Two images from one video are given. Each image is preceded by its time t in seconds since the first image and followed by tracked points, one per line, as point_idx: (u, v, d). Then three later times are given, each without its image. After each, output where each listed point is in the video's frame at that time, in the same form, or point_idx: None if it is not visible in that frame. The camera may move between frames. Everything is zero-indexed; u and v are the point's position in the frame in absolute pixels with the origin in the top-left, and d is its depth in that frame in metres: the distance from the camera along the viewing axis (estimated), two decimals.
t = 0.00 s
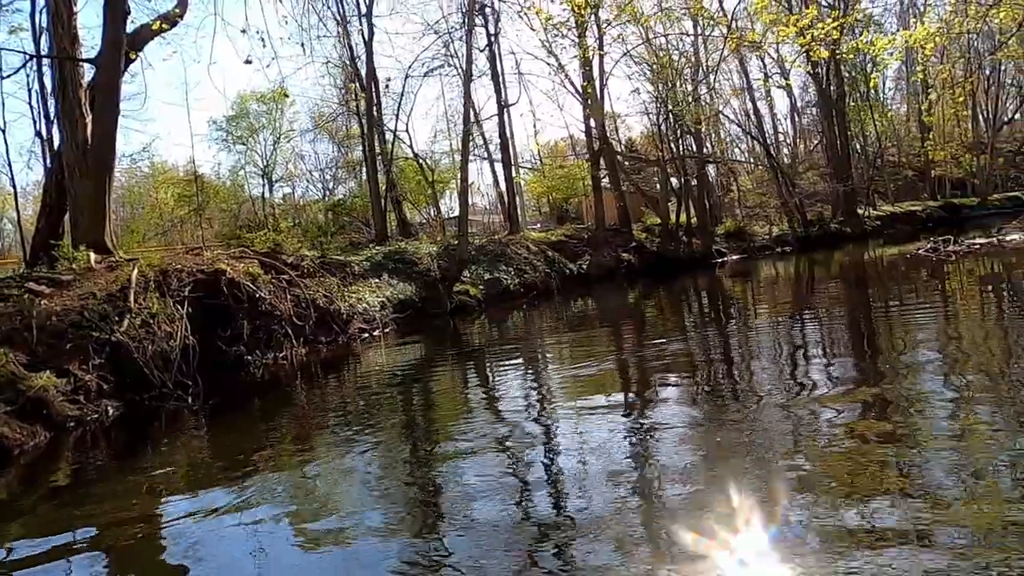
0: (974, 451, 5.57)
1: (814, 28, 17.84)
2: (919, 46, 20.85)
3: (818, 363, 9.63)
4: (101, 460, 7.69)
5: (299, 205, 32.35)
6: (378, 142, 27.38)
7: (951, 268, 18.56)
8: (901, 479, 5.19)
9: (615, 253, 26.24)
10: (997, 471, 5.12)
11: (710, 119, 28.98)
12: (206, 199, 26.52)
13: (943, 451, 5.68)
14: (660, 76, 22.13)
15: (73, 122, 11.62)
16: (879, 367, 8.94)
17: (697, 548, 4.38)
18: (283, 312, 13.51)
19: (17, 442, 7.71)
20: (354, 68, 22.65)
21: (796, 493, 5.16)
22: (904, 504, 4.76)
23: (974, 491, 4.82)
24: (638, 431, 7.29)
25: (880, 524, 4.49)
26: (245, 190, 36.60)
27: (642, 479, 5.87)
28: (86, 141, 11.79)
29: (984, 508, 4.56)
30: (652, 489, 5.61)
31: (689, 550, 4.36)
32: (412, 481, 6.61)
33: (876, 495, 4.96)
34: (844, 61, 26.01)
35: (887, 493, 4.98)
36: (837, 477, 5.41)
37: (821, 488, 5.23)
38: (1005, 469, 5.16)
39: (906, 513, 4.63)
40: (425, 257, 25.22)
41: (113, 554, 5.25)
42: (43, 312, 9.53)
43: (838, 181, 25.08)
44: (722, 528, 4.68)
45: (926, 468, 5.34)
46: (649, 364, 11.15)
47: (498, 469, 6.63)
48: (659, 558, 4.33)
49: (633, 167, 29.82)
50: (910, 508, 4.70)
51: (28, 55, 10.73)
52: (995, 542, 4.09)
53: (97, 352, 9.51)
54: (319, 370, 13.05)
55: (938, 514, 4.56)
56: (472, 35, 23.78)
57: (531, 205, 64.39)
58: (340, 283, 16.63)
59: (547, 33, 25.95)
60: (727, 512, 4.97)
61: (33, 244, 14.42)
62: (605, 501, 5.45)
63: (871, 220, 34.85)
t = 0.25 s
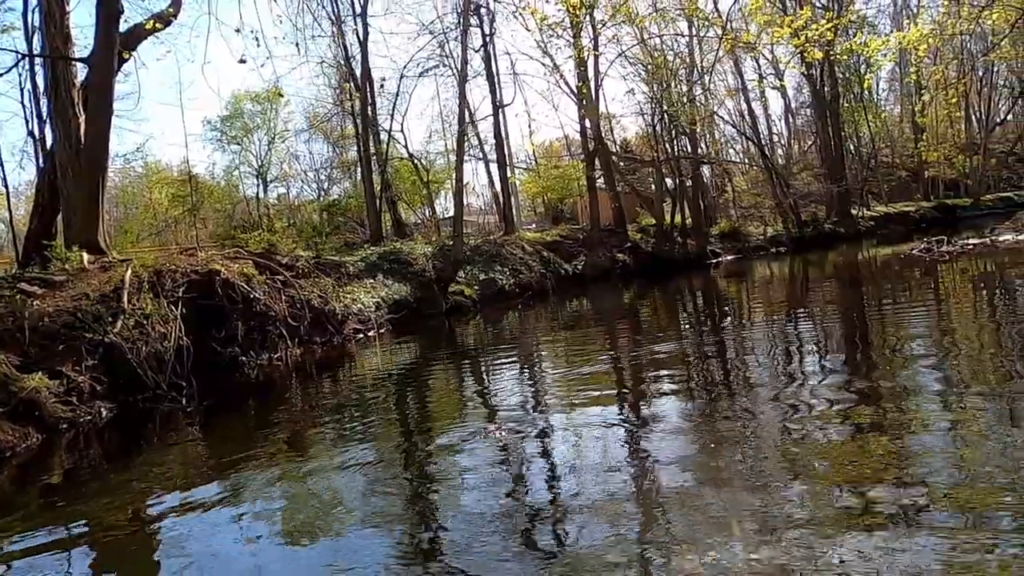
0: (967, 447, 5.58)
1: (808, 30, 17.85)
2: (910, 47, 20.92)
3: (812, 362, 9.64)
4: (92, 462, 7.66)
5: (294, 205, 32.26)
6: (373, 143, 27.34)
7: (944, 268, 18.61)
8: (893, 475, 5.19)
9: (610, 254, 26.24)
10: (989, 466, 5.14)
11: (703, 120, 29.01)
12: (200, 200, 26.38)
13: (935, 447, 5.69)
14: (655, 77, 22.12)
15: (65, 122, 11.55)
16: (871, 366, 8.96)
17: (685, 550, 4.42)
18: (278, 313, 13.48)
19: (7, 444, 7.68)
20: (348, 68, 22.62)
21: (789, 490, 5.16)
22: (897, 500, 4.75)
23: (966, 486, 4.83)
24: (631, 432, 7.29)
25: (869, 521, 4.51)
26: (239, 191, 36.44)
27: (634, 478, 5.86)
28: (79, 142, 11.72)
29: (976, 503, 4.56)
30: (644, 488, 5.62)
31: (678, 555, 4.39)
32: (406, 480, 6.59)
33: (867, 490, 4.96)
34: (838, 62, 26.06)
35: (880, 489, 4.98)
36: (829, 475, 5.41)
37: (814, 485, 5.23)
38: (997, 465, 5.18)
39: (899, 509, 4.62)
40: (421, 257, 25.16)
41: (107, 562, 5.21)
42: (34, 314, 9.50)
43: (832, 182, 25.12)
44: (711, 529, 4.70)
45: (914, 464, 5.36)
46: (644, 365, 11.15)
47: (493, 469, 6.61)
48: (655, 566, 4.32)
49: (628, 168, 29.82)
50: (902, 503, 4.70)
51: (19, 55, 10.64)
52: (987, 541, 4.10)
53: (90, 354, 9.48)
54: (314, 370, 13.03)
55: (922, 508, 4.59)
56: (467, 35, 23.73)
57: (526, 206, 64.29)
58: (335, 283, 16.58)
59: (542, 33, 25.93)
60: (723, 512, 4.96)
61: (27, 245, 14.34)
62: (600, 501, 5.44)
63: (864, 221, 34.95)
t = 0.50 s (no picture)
0: (958, 446, 5.59)
1: (800, 32, 17.87)
2: (901, 50, 20.97)
3: (805, 363, 9.64)
4: (83, 464, 7.60)
5: (286, 206, 32.09)
6: (365, 143, 27.22)
7: (935, 270, 18.68)
8: (886, 476, 5.19)
9: (602, 255, 26.23)
10: (980, 465, 5.14)
11: (696, 122, 29.04)
12: (191, 200, 26.23)
13: (927, 445, 5.70)
14: (648, 78, 22.12)
15: (55, 122, 11.43)
16: (864, 366, 8.97)
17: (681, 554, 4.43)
18: (270, 314, 13.40)
19: None
20: (341, 69, 22.50)
21: (783, 493, 5.15)
22: (889, 502, 4.76)
23: (958, 485, 4.83)
24: (623, 435, 7.27)
25: (862, 521, 4.52)
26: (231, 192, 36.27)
27: (629, 480, 5.85)
28: (70, 141, 11.60)
29: (968, 502, 4.56)
30: (639, 490, 5.61)
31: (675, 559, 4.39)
32: (398, 483, 6.55)
33: (860, 492, 4.96)
34: (829, 65, 26.12)
35: (871, 491, 4.98)
36: (822, 476, 5.40)
37: (807, 487, 5.24)
38: (988, 463, 5.18)
39: (892, 510, 4.62)
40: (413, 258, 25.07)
41: (99, 567, 5.16)
42: (24, 315, 9.40)
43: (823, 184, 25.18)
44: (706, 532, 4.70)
45: (907, 465, 5.37)
46: (637, 365, 11.13)
47: (486, 471, 6.59)
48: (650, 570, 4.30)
49: (621, 170, 29.81)
50: (895, 505, 4.70)
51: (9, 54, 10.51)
52: (978, 542, 4.10)
53: (80, 355, 9.39)
54: (307, 371, 12.97)
55: (916, 508, 4.60)
56: (460, 36, 23.64)
57: (519, 207, 64.25)
58: (328, 284, 16.50)
59: (534, 35, 25.88)
60: (717, 515, 4.96)
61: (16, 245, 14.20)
62: (594, 504, 5.42)
63: (855, 222, 35.06)
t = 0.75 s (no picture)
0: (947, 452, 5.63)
1: (793, 34, 17.90)
2: (893, 53, 21.02)
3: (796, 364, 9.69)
4: (75, 465, 7.55)
5: (278, 206, 31.96)
6: (358, 143, 27.13)
7: (925, 271, 18.77)
8: (876, 485, 5.19)
9: (596, 256, 26.23)
10: (968, 473, 5.18)
11: (689, 123, 29.06)
12: (184, 200, 26.12)
13: (916, 451, 5.73)
14: (641, 80, 22.13)
15: (46, 122, 11.30)
16: (856, 368, 8.99)
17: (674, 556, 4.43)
18: (263, 314, 13.34)
19: None
20: (334, 69, 22.40)
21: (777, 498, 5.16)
22: (882, 507, 4.74)
23: (946, 491, 4.86)
24: (615, 438, 7.29)
25: (855, 522, 4.53)
26: (223, 191, 36.13)
27: (622, 485, 5.86)
28: (61, 140, 11.49)
29: (956, 506, 4.59)
30: (633, 495, 5.61)
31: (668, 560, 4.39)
32: (391, 486, 6.55)
33: (854, 496, 4.95)
34: (821, 67, 26.19)
35: (865, 496, 4.97)
36: (814, 484, 5.42)
37: (800, 492, 5.25)
38: (976, 469, 5.22)
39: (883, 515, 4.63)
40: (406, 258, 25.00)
41: (92, 564, 5.13)
42: (15, 315, 9.33)
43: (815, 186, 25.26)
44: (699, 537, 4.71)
45: (899, 469, 5.39)
46: (630, 366, 11.15)
47: (479, 474, 6.58)
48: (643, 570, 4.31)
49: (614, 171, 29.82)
50: (887, 511, 4.71)
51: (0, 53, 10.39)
52: (970, 538, 4.11)
53: (72, 355, 9.33)
54: (300, 372, 12.92)
55: (909, 512, 4.61)
56: (454, 37, 23.57)
57: (512, 207, 64.23)
58: (321, 285, 16.45)
59: (528, 36, 25.84)
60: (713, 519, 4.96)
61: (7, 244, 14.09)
62: (588, 509, 5.41)
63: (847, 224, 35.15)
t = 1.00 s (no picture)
0: (937, 447, 5.64)
1: (785, 32, 17.89)
2: (885, 51, 21.04)
3: (789, 361, 9.70)
4: (65, 464, 7.48)
5: (270, 204, 31.81)
6: (351, 141, 27.00)
7: (916, 269, 18.84)
8: (866, 476, 5.21)
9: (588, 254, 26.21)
10: (958, 465, 5.19)
11: (682, 121, 29.06)
12: (175, 198, 25.95)
13: (906, 446, 5.75)
14: (634, 78, 22.10)
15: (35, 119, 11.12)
16: (849, 365, 9.00)
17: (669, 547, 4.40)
18: (255, 312, 13.25)
19: None
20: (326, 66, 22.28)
21: (768, 491, 5.17)
22: (875, 499, 4.73)
23: (937, 485, 4.87)
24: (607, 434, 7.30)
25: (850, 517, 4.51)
26: (215, 189, 35.95)
27: (616, 480, 5.84)
28: (50, 138, 11.34)
29: (947, 501, 4.60)
30: (626, 490, 5.58)
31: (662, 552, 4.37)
32: (384, 482, 6.54)
33: (847, 490, 4.94)
34: (813, 66, 26.22)
35: (858, 488, 4.97)
36: (806, 476, 5.43)
37: (793, 485, 5.25)
38: (966, 462, 5.23)
39: (875, 507, 4.63)
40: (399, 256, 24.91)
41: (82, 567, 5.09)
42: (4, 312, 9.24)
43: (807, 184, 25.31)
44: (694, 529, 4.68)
45: (891, 464, 5.39)
46: (624, 364, 11.14)
47: (472, 471, 6.54)
48: (636, 561, 4.30)
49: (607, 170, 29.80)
50: (877, 503, 4.71)
51: None
52: (962, 533, 4.11)
53: (62, 353, 9.23)
54: (292, 370, 12.85)
55: (903, 507, 4.60)
56: (447, 34, 23.46)
57: (505, 206, 64.13)
58: (313, 283, 16.37)
59: (522, 33, 25.75)
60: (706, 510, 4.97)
61: None
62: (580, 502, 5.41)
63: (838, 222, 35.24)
